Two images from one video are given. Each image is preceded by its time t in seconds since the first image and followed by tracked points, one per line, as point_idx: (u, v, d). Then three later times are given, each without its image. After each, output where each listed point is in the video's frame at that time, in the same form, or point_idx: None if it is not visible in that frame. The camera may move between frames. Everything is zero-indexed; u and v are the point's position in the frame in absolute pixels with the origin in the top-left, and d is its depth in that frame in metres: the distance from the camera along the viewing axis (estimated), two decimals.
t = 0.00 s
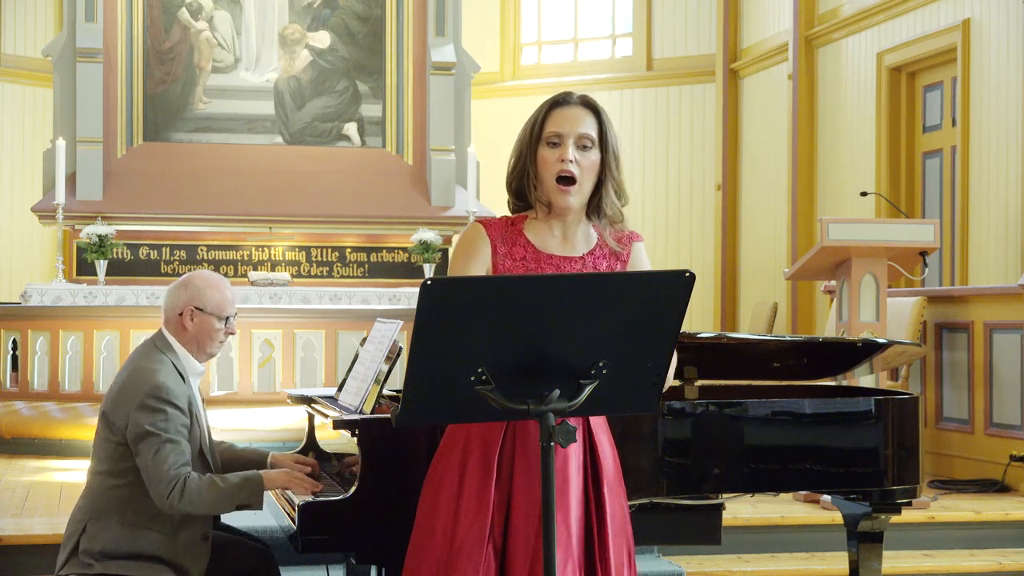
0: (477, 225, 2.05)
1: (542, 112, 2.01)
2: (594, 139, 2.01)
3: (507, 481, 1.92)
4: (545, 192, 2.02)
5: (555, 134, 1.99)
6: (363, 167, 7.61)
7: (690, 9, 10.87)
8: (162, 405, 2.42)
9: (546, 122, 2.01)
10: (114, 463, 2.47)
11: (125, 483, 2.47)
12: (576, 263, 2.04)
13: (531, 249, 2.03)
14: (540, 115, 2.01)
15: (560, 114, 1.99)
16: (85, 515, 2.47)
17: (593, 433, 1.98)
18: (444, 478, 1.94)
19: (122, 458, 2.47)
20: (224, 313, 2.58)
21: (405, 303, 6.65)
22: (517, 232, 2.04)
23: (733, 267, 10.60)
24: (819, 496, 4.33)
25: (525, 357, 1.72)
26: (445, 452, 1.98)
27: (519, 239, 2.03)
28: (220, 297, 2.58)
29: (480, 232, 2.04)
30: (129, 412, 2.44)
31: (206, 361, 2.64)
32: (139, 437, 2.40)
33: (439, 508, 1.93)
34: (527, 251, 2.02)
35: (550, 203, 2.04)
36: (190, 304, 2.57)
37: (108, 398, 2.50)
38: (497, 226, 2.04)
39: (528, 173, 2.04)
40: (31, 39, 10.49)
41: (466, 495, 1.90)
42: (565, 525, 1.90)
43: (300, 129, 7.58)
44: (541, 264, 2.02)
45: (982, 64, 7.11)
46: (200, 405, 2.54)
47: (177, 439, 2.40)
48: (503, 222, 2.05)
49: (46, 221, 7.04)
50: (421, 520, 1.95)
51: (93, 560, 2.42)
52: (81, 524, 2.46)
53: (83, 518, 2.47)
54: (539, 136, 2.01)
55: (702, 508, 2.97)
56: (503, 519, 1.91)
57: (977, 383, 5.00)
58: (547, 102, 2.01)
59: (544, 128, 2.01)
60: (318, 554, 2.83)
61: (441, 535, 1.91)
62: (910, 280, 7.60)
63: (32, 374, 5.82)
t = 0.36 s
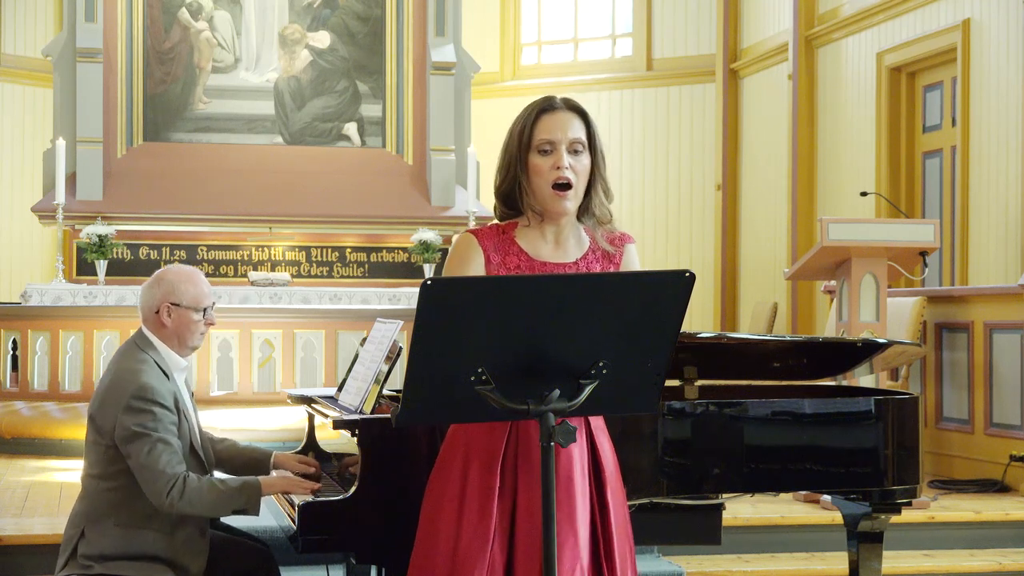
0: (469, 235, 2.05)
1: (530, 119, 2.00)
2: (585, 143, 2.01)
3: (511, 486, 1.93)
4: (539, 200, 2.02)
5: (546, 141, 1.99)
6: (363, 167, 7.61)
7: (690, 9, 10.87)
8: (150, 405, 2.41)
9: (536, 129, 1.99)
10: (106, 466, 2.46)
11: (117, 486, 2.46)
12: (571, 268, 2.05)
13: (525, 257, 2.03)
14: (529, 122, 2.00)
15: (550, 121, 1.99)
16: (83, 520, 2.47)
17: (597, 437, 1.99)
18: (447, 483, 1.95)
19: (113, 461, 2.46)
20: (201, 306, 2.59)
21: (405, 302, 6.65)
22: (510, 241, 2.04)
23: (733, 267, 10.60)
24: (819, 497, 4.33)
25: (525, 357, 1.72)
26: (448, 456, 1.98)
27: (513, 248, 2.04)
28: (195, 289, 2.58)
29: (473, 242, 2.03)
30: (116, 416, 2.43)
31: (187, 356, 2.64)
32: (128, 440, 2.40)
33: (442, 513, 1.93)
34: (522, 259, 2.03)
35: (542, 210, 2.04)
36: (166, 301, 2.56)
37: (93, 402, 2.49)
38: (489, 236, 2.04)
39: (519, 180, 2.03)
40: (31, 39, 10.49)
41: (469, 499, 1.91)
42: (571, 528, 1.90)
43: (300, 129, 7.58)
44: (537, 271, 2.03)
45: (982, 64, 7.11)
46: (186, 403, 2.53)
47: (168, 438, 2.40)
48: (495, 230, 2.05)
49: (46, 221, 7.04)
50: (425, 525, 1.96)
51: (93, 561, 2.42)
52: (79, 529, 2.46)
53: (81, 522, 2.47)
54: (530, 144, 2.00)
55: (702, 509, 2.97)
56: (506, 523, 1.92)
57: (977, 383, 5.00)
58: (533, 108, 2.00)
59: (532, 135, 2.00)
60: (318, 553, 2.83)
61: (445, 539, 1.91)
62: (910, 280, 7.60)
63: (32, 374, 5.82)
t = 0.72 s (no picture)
0: (463, 242, 2.05)
1: (517, 126, 2.01)
2: (572, 145, 2.02)
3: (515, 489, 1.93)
4: (531, 204, 2.02)
5: (535, 147, 1.99)
6: (364, 167, 7.61)
7: (691, 9, 10.87)
8: (140, 402, 2.42)
9: (524, 135, 2.00)
10: (101, 468, 2.47)
11: (113, 485, 2.46)
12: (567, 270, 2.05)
13: (522, 261, 2.03)
14: (516, 128, 2.01)
15: (536, 126, 2.00)
16: (81, 522, 2.47)
17: (599, 437, 2.00)
18: (452, 486, 1.95)
19: (107, 461, 2.47)
20: (181, 300, 2.60)
21: (405, 302, 6.65)
22: (505, 245, 2.04)
23: (733, 267, 10.60)
24: (819, 496, 4.32)
25: (525, 357, 1.72)
26: (452, 459, 1.99)
27: (508, 252, 2.03)
28: (174, 286, 2.59)
29: (468, 248, 2.03)
30: (108, 417, 2.43)
31: (171, 351, 2.65)
32: (122, 438, 2.40)
33: (447, 517, 1.93)
34: (518, 263, 2.03)
35: (534, 214, 2.04)
36: (146, 298, 2.57)
37: (83, 406, 2.49)
38: (483, 242, 2.04)
39: (510, 186, 2.04)
40: (31, 39, 10.49)
41: (474, 501, 1.91)
42: (576, 530, 1.90)
43: (300, 129, 7.58)
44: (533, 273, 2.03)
45: (982, 64, 7.11)
46: (176, 399, 2.54)
47: (161, 434, 2.41)
48: (488, 236, 2.05)
49: (46, 221, 7.04)
50: (430, 528, 1.96)
51: (92, 561, 2.42)
52: (77, 531, 2.47)
53: (79, 524, 2.47)
54: (519, 151, 2.00)
55: (701, 509, 2.97)
56: (512, 525, 1.92)
57: (977, 383, 5.00)
58: (519, 115, 2.02)
59: (521, 141, 2.01)
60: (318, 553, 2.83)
61: (450, 542, 1.91)
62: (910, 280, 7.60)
63: (32, 374, 5.82)
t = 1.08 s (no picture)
0: (470, 242, 2.04)
1: (529, 125, 2.00)
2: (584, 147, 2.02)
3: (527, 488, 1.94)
4: (542, 205, 2.02)
5: (549, 148, 1.99)
6: (364, 167, 7.61)
7: (691, 9, 10.87)
8: (134, 401, 2.42)
9: (538, 136, 1.99)
10: (98, 468, 2.47)
11: (110, 485, 2.46)
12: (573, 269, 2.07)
13: (530, 261, 2.04)
14: (530, 129, 1.99)
15: (550, 128, 1.99)
16: (79, 523, 2.48)
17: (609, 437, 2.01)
18: (464, 485, 1.95)
19: (103, 461, 2.47)
20: (169, 296, 2.60)
21: (405, 302, 6.64)
22: (512, 245, 2.04)
23: (733, 267, 10.60)
24: (819, 496, 4.32)
25: (525, 357, 1.72)
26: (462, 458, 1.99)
27: (516, 252, 2.04)
28: (162, 283, 2.59)
29: (476, 249, 2.02)
30: (102, 416, 2.44)
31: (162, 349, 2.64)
32: (117, 437, 2.41)
33: (459, 516, 1.94)
34: (527, 263, 2.03)
35: (543, 214, 2.04)
36: (134, 296, 2.57)
37: (77, 407, 2.49)
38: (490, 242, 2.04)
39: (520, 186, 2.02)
40: (31, 39, 10.49)
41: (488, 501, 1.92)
42: (589, 528, 1.91)
43: (300, 129, 7.58)
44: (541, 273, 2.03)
45: (982, 64, 7.11)
46: (170, 397, 2.55)
47: (157, 431, 2.41)
48: (494, 236, 2.05)
49: (46, 221, 7.05)
50: (441, 527, 1.96)
51: (92, 561, 2.42)
52: (76, 532, 2.47)
53: (78, 524, 2.47)
54: (531, 151, 1.99)
55: (702, 509, 2.97)
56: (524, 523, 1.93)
57: (977, 383, 5.00)
58: (530, 115, 2.00)
59: (533, 142, 1.99)
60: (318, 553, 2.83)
61: (463, 541, 1.92)
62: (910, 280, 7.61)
63: (32, 374, 5.82)
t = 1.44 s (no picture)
0: (488, 228, 2.02)
1: (556, 116, 1.99)
2: (607, 143, 2.02)
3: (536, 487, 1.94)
4: (562, 196, 2.01)
5: (574, 140, 1.98)
6: (364, 167, 7.61)
7: (691, 9, 10.87)
8: (130, 398, 2.42)
9: (564, 127, 1.98)
10: (93, 467, 2.46)
11: (107, 484, 2.46)
12: (585, 263, 2.06)
13: (546, 250, 2.03)
14: (557, 118, 1.99)
15: (577, 120, 1.98)
16: (78, 523, 2.47)
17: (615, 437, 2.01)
18: (473, 484, 1.95)
19: (98, 460, 2.46)
20: (158, 293, 2.59)
21: (405, 302, 6.64)
22: (529, 234, 2.03)
23: (733, 267, 10.61)
24: (819, 496, 4.32)
25: (525, 357, 1.72)
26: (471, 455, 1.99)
27: (533, 241, 2.03)
28: (150, 279, 2.58)
29: (494, 235, 2.01)
30: (97, 415, 2.43)
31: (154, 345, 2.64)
32: (113, 435, 2.41)
33: (470, 515, 1.94)
34: (542, 253, 2.02)
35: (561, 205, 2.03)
36: (123, 294, 2.56)
37: (71, 406, 2.49)
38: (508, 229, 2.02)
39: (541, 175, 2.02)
40: (31, 39, 10.49)
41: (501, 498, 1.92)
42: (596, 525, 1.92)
43: (300, 129, 7.58)
44: (555, 264, 2.03)
45: (982, 64, 7.10)
46: (165, 394, 2.55)
47: (153, 427, 2.41)
48: (513, 224, 2.04)
49: (46, 221, 7.05)
50: (452, 525, 1.97)
51: (93, 561, 2.41)
52: (75, 532, 2.46)
53: (77, 525, 2.47)
54: (556, 142, 1.99)
55: (702, 508, 2.97)
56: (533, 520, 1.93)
57: (977, 383, 5.00)
58: (558, 107, 1.99)
59: (560, 132, 1.99)
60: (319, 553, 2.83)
61: (474, 540, 1.92)
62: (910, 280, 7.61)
63: (32, 374, 5.83)
